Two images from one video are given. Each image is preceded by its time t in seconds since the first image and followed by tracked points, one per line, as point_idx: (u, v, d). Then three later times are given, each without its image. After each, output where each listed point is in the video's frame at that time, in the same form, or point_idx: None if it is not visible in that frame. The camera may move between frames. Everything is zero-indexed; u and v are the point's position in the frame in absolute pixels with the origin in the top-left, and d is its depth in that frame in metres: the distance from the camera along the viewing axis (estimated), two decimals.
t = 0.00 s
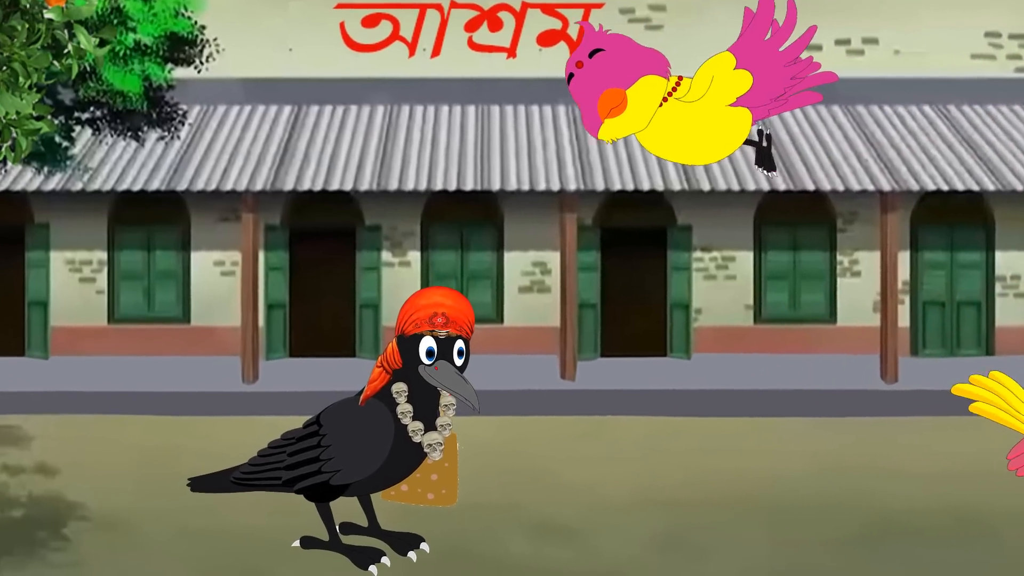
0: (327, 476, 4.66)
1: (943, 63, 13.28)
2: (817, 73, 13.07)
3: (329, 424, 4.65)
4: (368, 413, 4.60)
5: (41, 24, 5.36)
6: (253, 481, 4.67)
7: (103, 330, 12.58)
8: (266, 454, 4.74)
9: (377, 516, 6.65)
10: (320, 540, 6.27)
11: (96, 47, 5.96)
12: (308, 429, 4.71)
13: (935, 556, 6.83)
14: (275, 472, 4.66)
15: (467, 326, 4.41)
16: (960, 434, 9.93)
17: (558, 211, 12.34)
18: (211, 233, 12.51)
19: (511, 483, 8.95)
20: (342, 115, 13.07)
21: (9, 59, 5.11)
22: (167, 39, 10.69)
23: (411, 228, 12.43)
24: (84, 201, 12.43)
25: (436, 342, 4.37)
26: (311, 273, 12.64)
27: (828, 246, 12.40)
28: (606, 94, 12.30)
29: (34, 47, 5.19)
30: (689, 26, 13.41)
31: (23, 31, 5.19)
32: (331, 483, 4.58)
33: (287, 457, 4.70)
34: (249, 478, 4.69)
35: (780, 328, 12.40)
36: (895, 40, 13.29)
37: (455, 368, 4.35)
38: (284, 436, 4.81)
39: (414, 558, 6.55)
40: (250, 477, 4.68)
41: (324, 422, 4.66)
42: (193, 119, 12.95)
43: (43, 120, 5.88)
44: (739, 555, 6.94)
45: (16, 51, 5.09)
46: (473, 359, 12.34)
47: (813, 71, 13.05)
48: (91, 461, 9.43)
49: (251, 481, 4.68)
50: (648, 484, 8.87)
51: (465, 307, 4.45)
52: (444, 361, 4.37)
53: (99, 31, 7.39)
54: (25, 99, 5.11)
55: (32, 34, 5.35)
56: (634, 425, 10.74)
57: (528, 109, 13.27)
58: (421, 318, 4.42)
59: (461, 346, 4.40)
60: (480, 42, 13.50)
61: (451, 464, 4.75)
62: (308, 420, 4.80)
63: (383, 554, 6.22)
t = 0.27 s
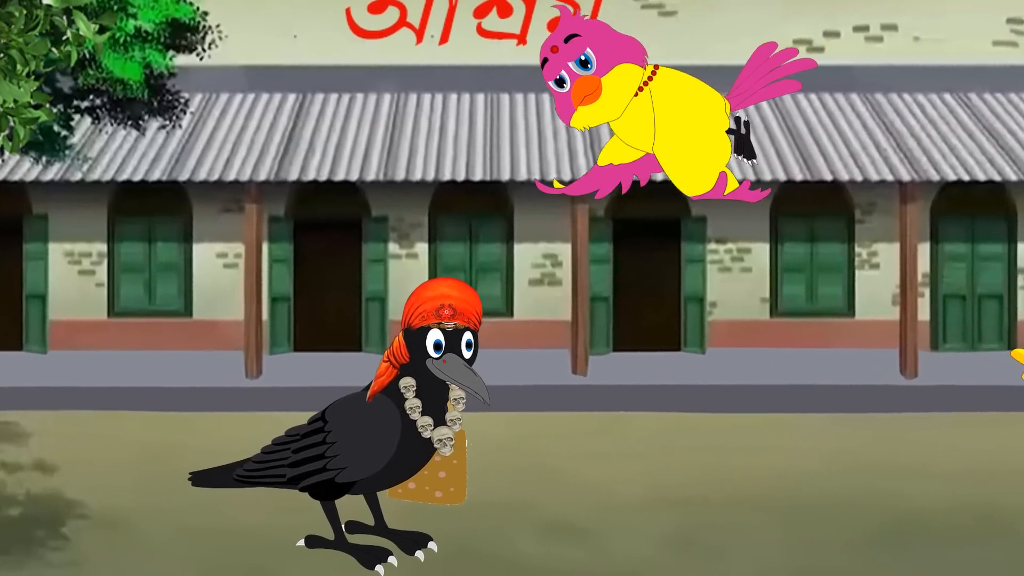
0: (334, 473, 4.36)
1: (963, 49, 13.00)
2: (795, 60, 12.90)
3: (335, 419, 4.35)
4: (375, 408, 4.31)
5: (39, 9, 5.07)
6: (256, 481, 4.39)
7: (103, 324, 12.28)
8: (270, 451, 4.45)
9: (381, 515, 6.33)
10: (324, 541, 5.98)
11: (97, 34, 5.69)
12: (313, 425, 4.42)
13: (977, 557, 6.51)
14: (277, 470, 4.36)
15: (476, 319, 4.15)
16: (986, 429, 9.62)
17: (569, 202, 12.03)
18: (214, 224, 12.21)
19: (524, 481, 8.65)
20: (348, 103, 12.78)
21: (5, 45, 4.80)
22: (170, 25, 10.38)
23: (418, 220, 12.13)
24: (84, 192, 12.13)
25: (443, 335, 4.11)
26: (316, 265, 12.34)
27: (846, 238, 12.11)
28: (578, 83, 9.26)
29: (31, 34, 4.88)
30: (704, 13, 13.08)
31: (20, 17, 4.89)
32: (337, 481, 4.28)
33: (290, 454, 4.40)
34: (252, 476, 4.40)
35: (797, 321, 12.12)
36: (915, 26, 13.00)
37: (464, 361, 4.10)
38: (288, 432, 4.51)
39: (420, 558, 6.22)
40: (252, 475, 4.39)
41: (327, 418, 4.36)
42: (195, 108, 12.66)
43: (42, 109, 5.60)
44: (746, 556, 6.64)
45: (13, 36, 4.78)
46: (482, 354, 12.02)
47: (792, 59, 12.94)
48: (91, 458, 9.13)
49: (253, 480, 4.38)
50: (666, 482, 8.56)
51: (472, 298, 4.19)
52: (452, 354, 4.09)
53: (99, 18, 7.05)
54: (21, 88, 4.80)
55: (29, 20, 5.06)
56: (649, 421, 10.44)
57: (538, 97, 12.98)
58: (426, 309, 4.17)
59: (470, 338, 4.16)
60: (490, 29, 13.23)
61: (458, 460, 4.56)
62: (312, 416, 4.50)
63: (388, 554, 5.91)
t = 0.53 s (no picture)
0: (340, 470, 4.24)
1: (984, 37, 12.73)
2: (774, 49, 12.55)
3: (340, 416, 4.23)
4: (382, 403, 4.19)
5: None
6: (260, 476, 4.25)
7: (103, 318, 12.00)
8: (275, 448, 4.32)
9: (389, 514, 6.18)
10: (331, 540, 5.81)
11: (95, 20, 5.52)
12: (319, 420, 4.29)
13: (1014, 557, 6.23)
14: (281, 467, 4.25)
15: (483, 310, 4.09)
16: (1013, 425, 9.34)
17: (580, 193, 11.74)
18: (216, 215, 11.92)
19: (537, 478, 8.38)
20: (354, 91, 12.53)
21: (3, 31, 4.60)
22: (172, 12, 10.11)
23: (426, 211, 11.83)
24: (83, 182, 11.84)
25: (451, 327, 4.04)
26: (321, 257, 12.07)
27: (864, 230, 11.82)
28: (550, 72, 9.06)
29: (30, 20, 4.68)
30: None
31: (17, 2, 4.70)
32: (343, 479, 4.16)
33: (295, 451, 4.28)
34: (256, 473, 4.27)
35: (812, 316, 11.82)
36: (935, 13, 12.72)
37: (472, 354, 4.02)
38: (293, 428, 4.39)
39: (429, 556, 6.06)
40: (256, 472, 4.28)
41: (334, 415, 4.25)
42: (197, 96, 12.39)
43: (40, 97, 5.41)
44: (770, 555, 6.38)
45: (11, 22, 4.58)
46: (491, 348, 11.75)
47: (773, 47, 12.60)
48: (90, 455, 8.85)
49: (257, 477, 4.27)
50: (685, 479, 8.28)
51: (480, 290, 4.13)
52: (460, 347, 4.04)
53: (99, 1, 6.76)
54: (20, 75, 4.60)
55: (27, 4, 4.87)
56: (663, 416, 10.16)
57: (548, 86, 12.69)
58: (435, 304, 4.06)
59: (478, 331, 4.07)
60: (499, 15, 12.93)
61: (467, 459, 4.44)
62: (317, 412, 4.39)
63: (396, 553, 5.78)
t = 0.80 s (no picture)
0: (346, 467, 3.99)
1: (1005, 24, 12.45)
2: (752, 37, 12.47)
3: (345, 411, 3.99)
4: (388, 398, 3.94)
5: None
6: (261, 475, 4.00)
7: (103, 311, 11.72)
8: (277, 445, 4.09)
9: (395, 510, 5.76)
10: (336, 538, 5.45)
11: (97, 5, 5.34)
12: (324, 416, 4.04)
13: None
14: (283, 466, 4.01)
15: (494, 304, 3.78)
16: None
17: (591, 183, 11.47)
18: (219, 206, 11.64)
19: (551, 475, 8.10)
20: (360, 80, 12.28)
21: None
22: None
23: (433, 202, 11.55)
24: (83, 173, 11.57)
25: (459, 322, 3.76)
26: (326, 250, 11.79)
27: (882, 221, 11.55)
28: (522, 63, 11.68)
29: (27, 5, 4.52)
30: None
31: None
32: (349, 477, 3.91)
33: (299, 448, 4.04)
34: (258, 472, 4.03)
35: (830, 309, 11.55)
36: None
37: (483, 350, 3.73)
38: (296, 425, 4.15)
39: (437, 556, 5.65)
40: (257, 470, 4.03)
41: (340, 410, 3.99)
42: (199, 85, 12.14)
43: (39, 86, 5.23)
44: (783, 555, 6.12)
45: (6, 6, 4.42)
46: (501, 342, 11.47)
47: (750, 34, 12.48)
48: (90, 452, 8.56)
49: (258, 475, 4.02)
50: (705, 476, 7.99)
51: (492, 283, 3.82)
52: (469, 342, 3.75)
53: None
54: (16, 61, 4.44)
55: None
56: (679, 412, 9.87)
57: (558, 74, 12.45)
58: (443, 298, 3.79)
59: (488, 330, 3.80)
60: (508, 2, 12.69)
61: (476, 454, 4.09)
62: (322, 408, 4.14)
63: (402, 553, 5.38)
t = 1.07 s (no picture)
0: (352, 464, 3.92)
1: None
2: (726, 25, 12.25)
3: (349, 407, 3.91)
4: (394, 394, 3.87)
5: None
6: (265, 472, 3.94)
7: (103, 305, 11.45)
8: (281, 442, 4.00)
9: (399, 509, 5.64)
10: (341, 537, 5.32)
11: None
12: (328, 412, 3.97)
13: None
14: (287, 463, 3.92)
15: (504, 300, 3.76)
16: None
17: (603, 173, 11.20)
18: (221, 197, 11.37)
19: (566, 472, 7.86)
20: (366, 68, 12.04)
21: None
22: None
23: (441, 193, 11.29)
24: (82, 163, 11.30)
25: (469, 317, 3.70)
26: (331, 242, 11.54)
27: (900, 213, 11.29)
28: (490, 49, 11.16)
29: None
30: None
31: None
32: (355, 475, 3.84)
33: (303, 445, 3.96)
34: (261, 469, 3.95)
35: (847, 303, 11.29)
36: None
37: (490, 346, 3.68)
38: (300, 422, 4.07)
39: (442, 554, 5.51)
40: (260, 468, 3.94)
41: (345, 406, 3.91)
42: (201, 74, 11.90)
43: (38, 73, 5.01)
44: (802, 554, 5.88)
45: None
46: (510, 337, 11.21)
47: (726, 22, 12.28)
48: (90, 449, 8.31)
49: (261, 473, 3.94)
50: (725, 473, 7.75)
51: (500, 279, 3.79)
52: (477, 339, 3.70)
53: None
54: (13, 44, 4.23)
55: None
56: (695, 408, 9.62)
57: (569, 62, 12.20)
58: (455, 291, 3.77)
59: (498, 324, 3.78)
60: None
61: (484, 452, 4.18)
62: (327, 404, 4.06)
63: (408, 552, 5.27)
